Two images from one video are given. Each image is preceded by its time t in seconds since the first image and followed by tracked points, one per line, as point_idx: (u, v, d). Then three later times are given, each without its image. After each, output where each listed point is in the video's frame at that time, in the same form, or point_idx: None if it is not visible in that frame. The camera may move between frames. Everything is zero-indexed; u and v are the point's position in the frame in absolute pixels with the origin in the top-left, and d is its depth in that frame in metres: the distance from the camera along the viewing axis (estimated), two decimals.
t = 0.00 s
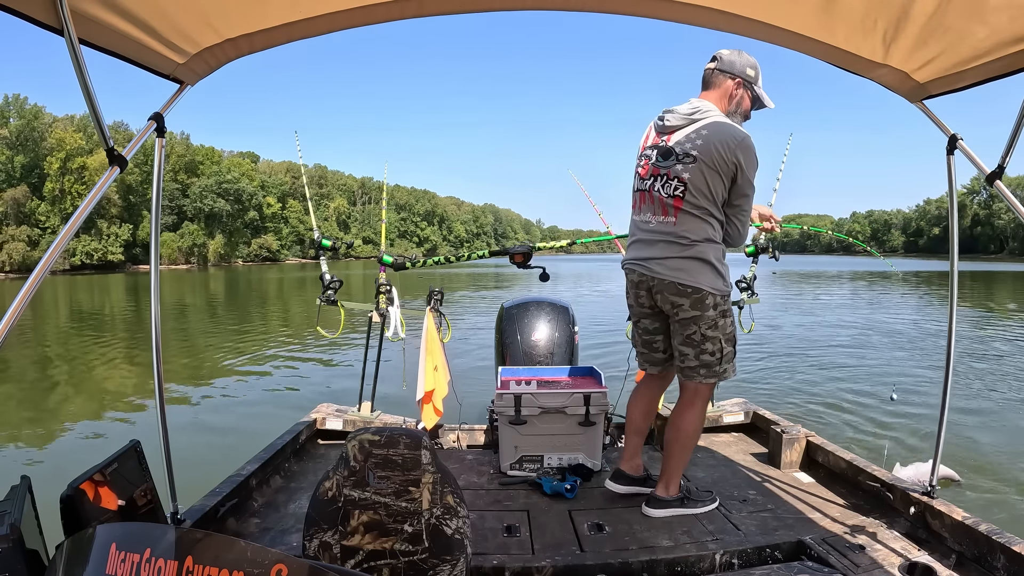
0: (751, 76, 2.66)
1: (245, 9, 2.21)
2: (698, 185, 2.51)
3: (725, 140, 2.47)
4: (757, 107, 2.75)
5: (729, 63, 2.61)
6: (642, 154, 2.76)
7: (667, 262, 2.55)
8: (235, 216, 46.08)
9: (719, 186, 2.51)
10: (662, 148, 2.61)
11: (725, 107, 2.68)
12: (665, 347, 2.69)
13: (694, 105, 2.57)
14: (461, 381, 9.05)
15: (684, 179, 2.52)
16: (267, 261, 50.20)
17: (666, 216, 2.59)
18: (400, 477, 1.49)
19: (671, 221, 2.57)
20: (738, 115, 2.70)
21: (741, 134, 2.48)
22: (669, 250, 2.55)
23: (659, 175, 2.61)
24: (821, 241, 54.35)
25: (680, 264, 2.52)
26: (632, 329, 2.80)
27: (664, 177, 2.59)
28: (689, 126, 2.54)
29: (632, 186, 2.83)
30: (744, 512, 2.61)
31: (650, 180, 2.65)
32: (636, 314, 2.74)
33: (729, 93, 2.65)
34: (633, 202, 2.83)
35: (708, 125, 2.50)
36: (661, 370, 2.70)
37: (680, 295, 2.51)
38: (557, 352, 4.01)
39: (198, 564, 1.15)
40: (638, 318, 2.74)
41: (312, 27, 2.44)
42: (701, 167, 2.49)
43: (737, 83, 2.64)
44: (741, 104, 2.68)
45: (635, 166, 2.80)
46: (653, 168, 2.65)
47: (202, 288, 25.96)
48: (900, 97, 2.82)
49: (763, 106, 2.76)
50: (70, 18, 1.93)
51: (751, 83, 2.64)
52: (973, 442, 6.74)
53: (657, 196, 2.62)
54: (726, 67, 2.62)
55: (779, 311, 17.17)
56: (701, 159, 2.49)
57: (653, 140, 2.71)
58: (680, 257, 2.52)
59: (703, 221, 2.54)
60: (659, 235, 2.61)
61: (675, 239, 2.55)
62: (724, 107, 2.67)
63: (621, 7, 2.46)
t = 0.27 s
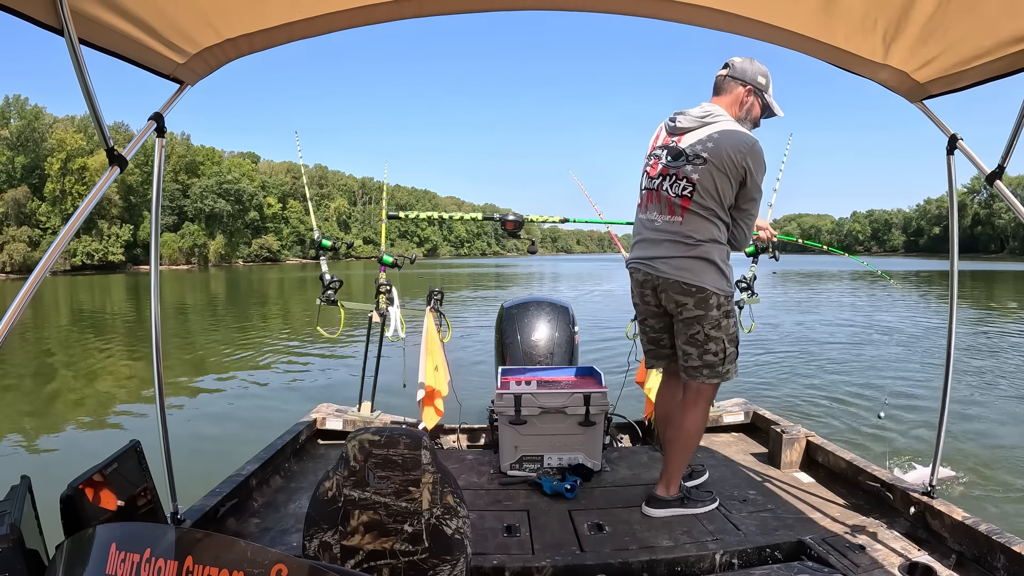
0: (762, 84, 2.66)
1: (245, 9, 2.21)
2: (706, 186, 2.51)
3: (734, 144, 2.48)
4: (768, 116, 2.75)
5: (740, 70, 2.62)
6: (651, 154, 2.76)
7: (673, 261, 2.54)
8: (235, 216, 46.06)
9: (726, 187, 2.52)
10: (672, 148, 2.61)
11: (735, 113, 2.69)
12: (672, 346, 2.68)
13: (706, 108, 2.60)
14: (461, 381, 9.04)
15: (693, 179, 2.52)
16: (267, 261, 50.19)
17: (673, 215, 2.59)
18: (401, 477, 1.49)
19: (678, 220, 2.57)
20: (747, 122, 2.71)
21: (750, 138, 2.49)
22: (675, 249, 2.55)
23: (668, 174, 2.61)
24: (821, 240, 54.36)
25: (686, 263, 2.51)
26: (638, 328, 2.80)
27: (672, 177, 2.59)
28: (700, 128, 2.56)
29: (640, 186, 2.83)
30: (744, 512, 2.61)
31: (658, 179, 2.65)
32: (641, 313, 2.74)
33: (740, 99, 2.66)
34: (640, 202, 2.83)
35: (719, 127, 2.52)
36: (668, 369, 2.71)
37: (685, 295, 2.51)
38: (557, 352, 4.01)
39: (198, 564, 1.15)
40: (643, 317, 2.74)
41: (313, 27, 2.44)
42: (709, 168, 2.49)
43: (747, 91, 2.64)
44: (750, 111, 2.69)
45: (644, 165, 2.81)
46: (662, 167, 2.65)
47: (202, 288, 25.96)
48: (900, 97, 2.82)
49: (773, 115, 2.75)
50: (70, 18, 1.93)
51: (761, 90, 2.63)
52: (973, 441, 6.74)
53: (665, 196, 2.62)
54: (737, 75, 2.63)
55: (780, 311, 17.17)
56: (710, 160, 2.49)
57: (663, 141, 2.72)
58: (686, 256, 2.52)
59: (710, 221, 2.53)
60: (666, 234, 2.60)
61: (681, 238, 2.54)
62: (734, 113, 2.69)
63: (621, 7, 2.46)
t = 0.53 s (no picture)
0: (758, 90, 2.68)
1: (245, 9, 2.21)
2: (712, 189, 2.50)
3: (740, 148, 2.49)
4: (763, 121, 2.77)
5: (737, 75, 2.64)
6: (654, 160, 2.76)
7: (682, 265, 2.54)
8: (236, 217, 46.06)
9: (730, 193, 2.51)
10: (676, 154, 2.61)
11: (732, 118, 2.69)
12: (684, 346, 2.68)
13: (709, 112, 2.60)
14: (461, 381, 9.04)
15: (697, 184, 2.52)
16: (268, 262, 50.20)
17: (680, 219, 2.58)
18: (401, 477, 1.49)
19: (684, 224, 2.56)
20: (744, 127, 2.72)
21: (753, 144, 2.51)
22: (684, 253, 2.54)
23: (674, 179, 2.60)
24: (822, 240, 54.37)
25: (695, 266, 2.51)
26: (648, 329, 2.79)
27: (677, 182, 2.59)
28: (703, 134, 2.56)
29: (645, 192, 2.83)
30: (744, 513, 2.61)
31: (664, 185, 2.65)
32: (651, 315, 2.74)
33: (738, 104, 2.67)
34: (646, 207, 2.83)
35: (722, 134, 2.53)
36: (681, 369, 2.70)
37: (696, 297, 2.51)
38: (557, 352, 4.01)
39: (197, 564, 1.15)
40: (653, 319, 2.74)
41: (313, 27, 2.44)
42: (715, 173, 2.49)
43: (744, 96, 2.66)
44: (746, 117, 2.69)
45: (648, 172, 2.81)
46: (666, 173, 2.64)
47: (203, 289, 25.96)
48: (900, 97, 2.82)
49: (767, 121, 2.78)
50: (70, 18, 1.93)
51: (757, 96, 2.65)
52: (973, 440, 6.75)
53: (671, 201, 2.62)
54: (734, 80, 2.64)
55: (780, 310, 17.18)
56: (715, 164, 2.49)
57: (666, 147, 2.71)
58: (695, 259, 2.52)
59: (718, 225, 2.53)
60: (674, 239, 2.60)
61: (688, 242, 2.54)
62: (732, 118, 2.69)
63: (621, 7, 2.46)
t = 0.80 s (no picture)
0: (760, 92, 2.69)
1: (245, 10, 2.21)
2: (722, 190, 2.51)
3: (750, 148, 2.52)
4: (765, 122, 2.78)
5: (741, 77, 2.65)
6: (661, 161, 2.75)
7: (694, 264, 2.54)
8: (236, 217, 46.08)
9: (738, 193, 2.52)
10: (685, 155, 2.61)
11: (736, 119, 2.70)
12: (690, 344, 2.67)
13: (715, 113, 2.60)
14: (461, 381, 9.04)
15: (707, 186, 2.53)
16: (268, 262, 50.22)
17: (689, 220, 2.58)
18: (401, 477, 1.49)
19: (694, 225, 2.57)
20: (748, 128, 2.72)
21: (758, 147, 2.54)
22: (695, 253, 2.55)
23: (682, 180, 2.60)
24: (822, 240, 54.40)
25: (707, 265, 2.52)
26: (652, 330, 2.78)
27: (686, 183, 2.59)
28: (710, 137, 2.57)
29: (651, 193, 2.82)
30: (744, 513, 2.61)
31: (673, 185, 2.64)
32: (658, 315, 2.72)
33: (741, 106, 2.68)
34: (652, 209, 2.82)
35: (731, 137, 2.53)
36: (689, 367, 2.67)
37: (709, 295, 2.52)
38: (557, 353, 4.01)
39: (198, 563, 1.15)
40: (659, 319, 2.73)
41: (313, 27, 2.44)
42: (724, 174, 2.50)
43: (748, 97, 2.67)
44: (750, 118, 2.70)
45: (654, 173, 2.80)
46: (675, 173, 2.64)
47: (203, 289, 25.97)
48: (900, 97, 2.82)
49: (769, 121, 2.79)
50: (71, 18, 1.94)
51: (760, 97, 2.66)
52: (973, 438, 6.75)
53: (680, 201, 2.61)
54: (738, 82, 2.65)
55: (780, 310, 17.17)
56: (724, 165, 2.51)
57: (673, 147, 2.71)
58: (706, 258, 2.52)
59: (728, 225, 2.54)
60: (683, 238, 2.59)
61: (698, 243, 2.54)
62: (736, 120, 2.69)
63: (621, 7, 2.46)
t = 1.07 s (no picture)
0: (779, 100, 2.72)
1: (244, 9, 2.21)
2: (744, 192, 2.52)
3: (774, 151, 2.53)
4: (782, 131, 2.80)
5: (760, 85, 2.67)
6: (682, 158, 2.74)
7: (712, 263, 2.55)
8: (236, 217, 46.08)
9: (759, 197, 2.54)
10: (709, 155, 2.60)
11: (755, 126, 2.70)
12: (700, 344, 2.69)
13: (738, 118, 2.61)
14: (461, 381, 9.04)
15: (729, 187, 2.53)
16: (268, 262, 50.21)
17: (710, 219, 2.59)
18: (401, 477, 1.49)
19: (715, 225, 2.57)
20: (767, 135, 2.73)
21: (779, 153, 2.56)
22: (713, 252, 2.56)
23: (705, 180, 2.60)
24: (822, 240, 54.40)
25: (725, 265, 2.54)
26: (662, 329, 2.79)
27: (709, 183, 2.58)
28: (734, 141, 2.55)
29: (669, 189, 2.80)
30: (744, 513, 2.61)
31: (694, 183, 2.64)
32: (670, 313, 2.73)
33: (761, 113, 2.69)
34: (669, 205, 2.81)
35: (755, 144, 2.53)
36: (697, 367, 2.71)
37: (727, 295, 2.54)
38: (557, 353, 4.01)
39: (198, 564, 1.15)
40: (669, 319, 2.73)
41: (313, 27, 2.44)
42: (748, 176, 2.51)
43: (767, 105, 2.68)
44: (770, 126, 2.72)
45: (674, 169, 2.78)
46: (698, 172, 2.64)
47: (205, 289, 25.98)
48: (900, 97, 2.82)
49: (787, 130, 2.81)
50: (70, 18, 1.93)
51: (779, 105, 2.68)
52: (973, 438, 6.75)
53: (700, 199, 2.61)
54: (758, 89, 2.67)
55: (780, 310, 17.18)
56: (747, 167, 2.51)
57: (696, 146, 2.69)
58: (725, 258, 2.54)
59: (748, 227, 2.56)
60: (702, 237, 2.59)
61: (717, 242, 2.55)
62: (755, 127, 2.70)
63: (621, 7, 2.46)
